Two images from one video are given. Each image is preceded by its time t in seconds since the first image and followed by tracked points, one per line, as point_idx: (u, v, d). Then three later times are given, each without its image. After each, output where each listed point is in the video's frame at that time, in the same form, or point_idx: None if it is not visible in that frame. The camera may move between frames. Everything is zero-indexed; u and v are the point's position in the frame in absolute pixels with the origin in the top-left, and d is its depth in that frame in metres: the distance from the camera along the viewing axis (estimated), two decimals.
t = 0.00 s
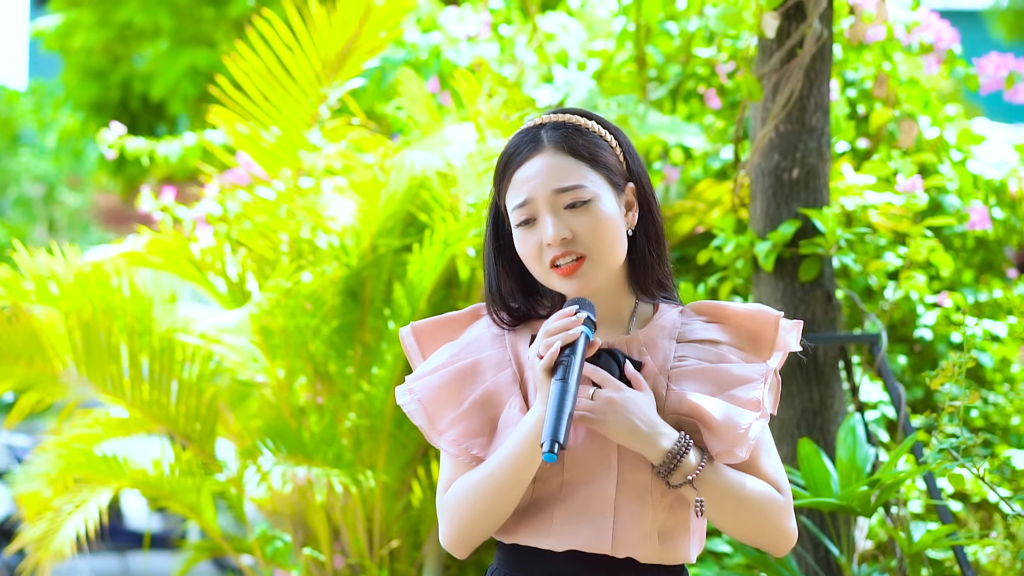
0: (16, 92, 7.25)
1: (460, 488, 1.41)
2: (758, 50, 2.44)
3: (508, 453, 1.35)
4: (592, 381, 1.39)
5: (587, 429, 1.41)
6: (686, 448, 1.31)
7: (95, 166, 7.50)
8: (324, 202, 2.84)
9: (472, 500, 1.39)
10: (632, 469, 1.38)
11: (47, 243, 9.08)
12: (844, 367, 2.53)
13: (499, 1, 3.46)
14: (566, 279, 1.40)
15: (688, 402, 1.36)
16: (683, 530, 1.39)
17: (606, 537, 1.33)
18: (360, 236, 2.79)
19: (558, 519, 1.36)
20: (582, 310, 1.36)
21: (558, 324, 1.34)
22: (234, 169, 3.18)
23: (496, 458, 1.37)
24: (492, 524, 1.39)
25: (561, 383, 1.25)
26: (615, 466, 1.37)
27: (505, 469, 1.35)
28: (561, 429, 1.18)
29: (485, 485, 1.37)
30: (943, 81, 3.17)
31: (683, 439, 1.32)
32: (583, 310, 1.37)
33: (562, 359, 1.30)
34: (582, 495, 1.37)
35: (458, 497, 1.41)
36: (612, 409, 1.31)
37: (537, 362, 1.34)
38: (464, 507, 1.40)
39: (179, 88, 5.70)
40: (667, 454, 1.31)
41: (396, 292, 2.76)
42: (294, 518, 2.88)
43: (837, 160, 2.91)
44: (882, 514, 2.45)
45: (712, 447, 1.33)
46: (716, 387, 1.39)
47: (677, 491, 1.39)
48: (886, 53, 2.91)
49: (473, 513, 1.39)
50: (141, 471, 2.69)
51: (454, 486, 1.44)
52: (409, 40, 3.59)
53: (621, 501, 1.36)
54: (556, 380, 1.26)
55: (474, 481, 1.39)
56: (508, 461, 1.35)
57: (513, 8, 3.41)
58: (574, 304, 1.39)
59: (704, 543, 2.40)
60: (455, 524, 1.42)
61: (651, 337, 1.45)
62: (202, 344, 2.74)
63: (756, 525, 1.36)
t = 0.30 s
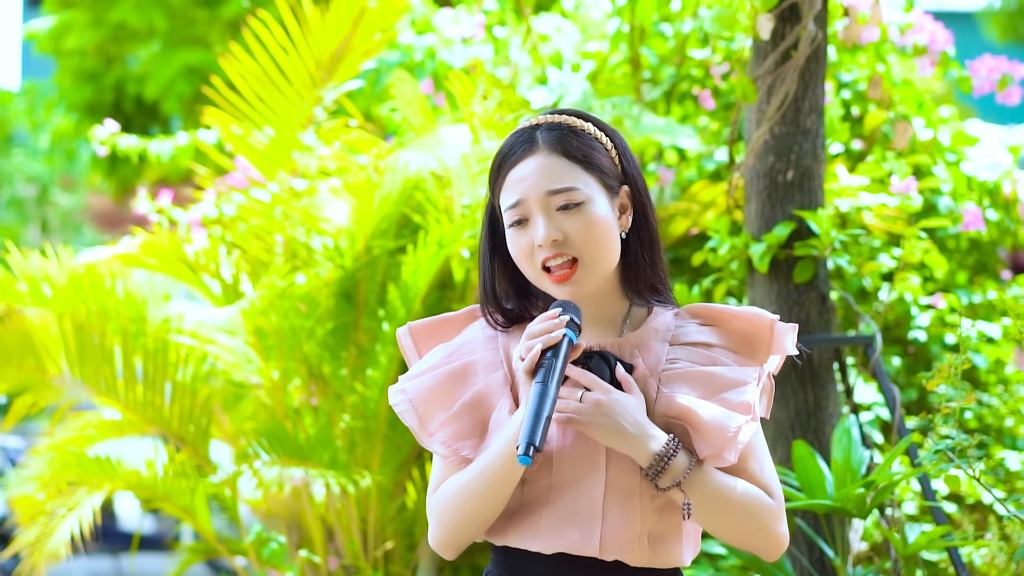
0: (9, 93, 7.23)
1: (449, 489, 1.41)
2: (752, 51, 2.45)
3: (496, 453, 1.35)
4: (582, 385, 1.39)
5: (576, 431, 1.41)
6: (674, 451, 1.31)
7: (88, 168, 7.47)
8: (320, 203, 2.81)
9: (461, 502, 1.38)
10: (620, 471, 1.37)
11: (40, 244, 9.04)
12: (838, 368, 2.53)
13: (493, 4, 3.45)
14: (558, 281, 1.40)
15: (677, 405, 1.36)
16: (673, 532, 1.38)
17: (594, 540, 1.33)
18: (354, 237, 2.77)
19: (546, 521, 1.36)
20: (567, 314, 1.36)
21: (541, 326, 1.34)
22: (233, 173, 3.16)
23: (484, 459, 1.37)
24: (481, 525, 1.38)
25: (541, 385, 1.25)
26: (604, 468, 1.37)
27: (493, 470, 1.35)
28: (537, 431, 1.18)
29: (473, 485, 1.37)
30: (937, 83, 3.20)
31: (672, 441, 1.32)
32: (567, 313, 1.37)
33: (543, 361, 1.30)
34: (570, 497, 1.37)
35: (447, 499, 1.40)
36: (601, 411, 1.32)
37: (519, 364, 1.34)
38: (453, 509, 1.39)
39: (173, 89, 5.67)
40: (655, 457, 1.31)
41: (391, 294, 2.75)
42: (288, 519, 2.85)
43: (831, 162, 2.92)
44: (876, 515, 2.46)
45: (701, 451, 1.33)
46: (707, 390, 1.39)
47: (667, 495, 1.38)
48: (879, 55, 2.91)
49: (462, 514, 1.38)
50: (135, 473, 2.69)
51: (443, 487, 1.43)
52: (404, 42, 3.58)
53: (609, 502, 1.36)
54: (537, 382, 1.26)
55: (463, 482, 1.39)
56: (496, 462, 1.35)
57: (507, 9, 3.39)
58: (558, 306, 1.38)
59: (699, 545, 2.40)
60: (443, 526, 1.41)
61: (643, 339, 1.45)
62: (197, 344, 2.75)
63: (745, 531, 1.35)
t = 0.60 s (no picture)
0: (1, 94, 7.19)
1: (439, 487, 1.41)
2: (746, 53, 2.45)
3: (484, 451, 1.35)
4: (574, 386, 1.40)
5: (565, 431, 1.41)
6: (661, 451, 1.31)
7: (81, 169, 7.44)
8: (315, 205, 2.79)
9: (450, 500, 1.38)
10: (608, 471, 1.37)
11: (33, 246, 9.00)
12: (832, 370, 2.53)
13: (488, 5, 3.47)
14: (549, 280, 1.40)
15: (667, 405, 1.36)
16: (662, 532, 1.38)
17: (581, 539, 1.33)
18: (349, 239, 2.76)
19: (535, 520, 1.36)
20: (552, 311, 1.34)
21: (524, 322, 1.33)
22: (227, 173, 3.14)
23: (472, 457, 1.37)
24: (469, 524, 1.38)
25: (522, 381, 1.24)
26: (591, 468, 1.37)
27: (481, 468, 1.35)
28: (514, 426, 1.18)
29: (461, 484, 1.37)
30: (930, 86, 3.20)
31: (660, 441, 1.32)
32: (552, 309, 1.35)
33: (525, 357, 1.29)
34: (558, 496, 1.36)
35: (437, 496, 1.40)
36: (589, 411, 1.32)
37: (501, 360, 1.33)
38: (442, 507, 1.39)
39: (168, 90, 5.66)
40: (642, 456, 1.31)
41: (385, 296, 2.75)
42: (282, 520, 2.90)
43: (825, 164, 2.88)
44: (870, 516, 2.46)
45: (688, 452, 1.32)
46: (698, 392, 1.38)
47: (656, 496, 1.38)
48: (873, 56, 2.95)
49: (450, 512, 1.38)
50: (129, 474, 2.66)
51: (433, 484, 1.43)
52: (397, 43, 3.57)
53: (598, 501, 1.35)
54: (518, 378, 1.25)
55: (451, 480, 1.39)
56: (484, 461, 1.34)
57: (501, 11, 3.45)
58: (544, 303, 1.37)
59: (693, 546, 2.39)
60: (433, 523, 1.41)
61: (636, 340, 1.45)
62: (191, 343, 2.78)
63: (733, 532, 1.35)
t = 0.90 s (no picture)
0: None
1: (428, 483, 1.40)
2: (742, 53, 2.45)
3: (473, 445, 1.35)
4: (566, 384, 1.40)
5: (556, 429, 1.41)
6: (650, 449, 1.31)
7: (75, 169, 7.41)
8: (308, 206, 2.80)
9: (439, 495, 1.38)
10: (598, 467, 1.37)
11: (26, 247, 8.96)
12: (827, 370, 2.53)
13: (482, 6, 3.43)
14: (543, 277, 1.40)
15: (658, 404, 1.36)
16: (651, 533, 1.38)
17: (569, 535, 1.33)
18: (343, 240, 2.77)
19: (524, 516, 1.36)
20: (540, 305, 1.34)
21: (513, 314, 1.33)
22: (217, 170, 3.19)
23: (462, 452, 1.37)
24: (458, 520, 1.38)
25: (506, 370, 1.25)
26: (580, 463, 1.37)
27: (470, 462, 1.35)
28: (494, 414, 1.19)
29: (450, 479, 1.37)
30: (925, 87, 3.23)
31: (650, 439, 1.32)
32: (540, 302, 1.35)
33: (511, 348, 1.30)
34: (547, 492, 1.37)
35: (425, 491, 1.40)
36: (579, 408, 1.32)
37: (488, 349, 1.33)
38: (431, 502, 1.39)
39: (162, 91, 5.64)
40: (631, 454, 1.30)
41: (380, 296, 2.74)
42: (277, 520, 2.84)
43: (820, 164, 2.93)
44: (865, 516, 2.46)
45: (677, 451, 1.31)
46: (690, 392, 1.38)
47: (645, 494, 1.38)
48: (868, 57, 2.92)
49: (439, 508, 1.38)
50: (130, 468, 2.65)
51: (423, 479, 1.43)
52: (392, 43, 3.59)
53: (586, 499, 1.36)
54: (503, 368, 1.25)
55: (440, 474, 1.38)
56: (473, 454, 1.35)
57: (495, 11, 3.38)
58: (534, 297, 1.36)
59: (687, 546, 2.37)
60: (423, 519, 1.41)
61: (631, 340, 1.46)
62: (188, 343, 2.70)
63: (721, 537, 1.33)
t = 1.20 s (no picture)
0: None
1: (419, 477, 1.40)
2: (735, 53, 2.45)
3: (461, 440, 1.35)
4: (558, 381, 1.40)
5: (546, 425, 1.41)
6: (639, 444, 1.31)
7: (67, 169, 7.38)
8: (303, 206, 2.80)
9: (428, 488, 1.38)
10: (586, 463, 1.37)
11: (18, 247, 8.92)
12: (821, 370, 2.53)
13: (475, 6, 3.46)
14: (536, 273, 1.40)
15: (647, 401, 1.36)
16: (639, 531, 1.38)
17: (557, 529, 1.32)
18: (337, 240, 2.74)
19: (513, 511, 1.36)
20: (530, 296, 1.33)
21: (503, 305, 1.33)
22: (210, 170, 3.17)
23: (450, 446, 1.36)
24: (448, 513, 1.38)
25: (493, 359, 1.24)
26: (569, 458, 1.37)
27: (458, 456, 1.35)
28: (480, 400, 1.17)
29: (439, 472, 1.37)
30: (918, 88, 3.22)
31: (639, 435, 1.32)
32: (530, 294, 1.34)
33: (500, 337, 1.29)
34: (536, 487, 1.36)
35: (416, 485, 1.40)
36: (570, 403, 1.32)
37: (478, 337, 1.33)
38: (421, 495, 1.39)
39: (156, 91, 5.63)
40: (619, 449, 1.30)
41: (374, 296, 2.73)
42: (271, 520, 2.89)
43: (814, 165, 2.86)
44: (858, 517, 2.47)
45: (666, 446, 1.31)
46: (681, 391, 1.37)
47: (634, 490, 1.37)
48: (860, 58, 2.96)
49: (429, 501, 1.38)
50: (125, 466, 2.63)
51: (414, 471, 1.43)
52: (385, 43, 3.58)
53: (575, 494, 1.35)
54: (490, 356, 1.25)
55: (431, 468, 1.38)
56: (461, 448, 1.34)
57: (488, 12, 3.46)
58: (525, 290, 1.35)
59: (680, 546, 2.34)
60: (413, 512, 1.41)
61: (623, 340, 1.47)
62: (178, 344, 2.78)
63: (707, 537, 1.32)
